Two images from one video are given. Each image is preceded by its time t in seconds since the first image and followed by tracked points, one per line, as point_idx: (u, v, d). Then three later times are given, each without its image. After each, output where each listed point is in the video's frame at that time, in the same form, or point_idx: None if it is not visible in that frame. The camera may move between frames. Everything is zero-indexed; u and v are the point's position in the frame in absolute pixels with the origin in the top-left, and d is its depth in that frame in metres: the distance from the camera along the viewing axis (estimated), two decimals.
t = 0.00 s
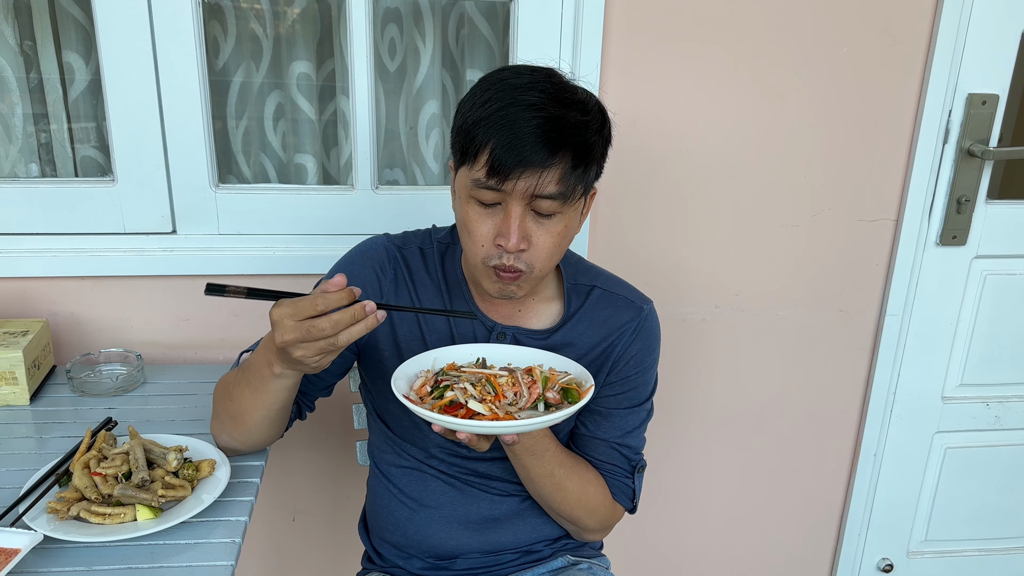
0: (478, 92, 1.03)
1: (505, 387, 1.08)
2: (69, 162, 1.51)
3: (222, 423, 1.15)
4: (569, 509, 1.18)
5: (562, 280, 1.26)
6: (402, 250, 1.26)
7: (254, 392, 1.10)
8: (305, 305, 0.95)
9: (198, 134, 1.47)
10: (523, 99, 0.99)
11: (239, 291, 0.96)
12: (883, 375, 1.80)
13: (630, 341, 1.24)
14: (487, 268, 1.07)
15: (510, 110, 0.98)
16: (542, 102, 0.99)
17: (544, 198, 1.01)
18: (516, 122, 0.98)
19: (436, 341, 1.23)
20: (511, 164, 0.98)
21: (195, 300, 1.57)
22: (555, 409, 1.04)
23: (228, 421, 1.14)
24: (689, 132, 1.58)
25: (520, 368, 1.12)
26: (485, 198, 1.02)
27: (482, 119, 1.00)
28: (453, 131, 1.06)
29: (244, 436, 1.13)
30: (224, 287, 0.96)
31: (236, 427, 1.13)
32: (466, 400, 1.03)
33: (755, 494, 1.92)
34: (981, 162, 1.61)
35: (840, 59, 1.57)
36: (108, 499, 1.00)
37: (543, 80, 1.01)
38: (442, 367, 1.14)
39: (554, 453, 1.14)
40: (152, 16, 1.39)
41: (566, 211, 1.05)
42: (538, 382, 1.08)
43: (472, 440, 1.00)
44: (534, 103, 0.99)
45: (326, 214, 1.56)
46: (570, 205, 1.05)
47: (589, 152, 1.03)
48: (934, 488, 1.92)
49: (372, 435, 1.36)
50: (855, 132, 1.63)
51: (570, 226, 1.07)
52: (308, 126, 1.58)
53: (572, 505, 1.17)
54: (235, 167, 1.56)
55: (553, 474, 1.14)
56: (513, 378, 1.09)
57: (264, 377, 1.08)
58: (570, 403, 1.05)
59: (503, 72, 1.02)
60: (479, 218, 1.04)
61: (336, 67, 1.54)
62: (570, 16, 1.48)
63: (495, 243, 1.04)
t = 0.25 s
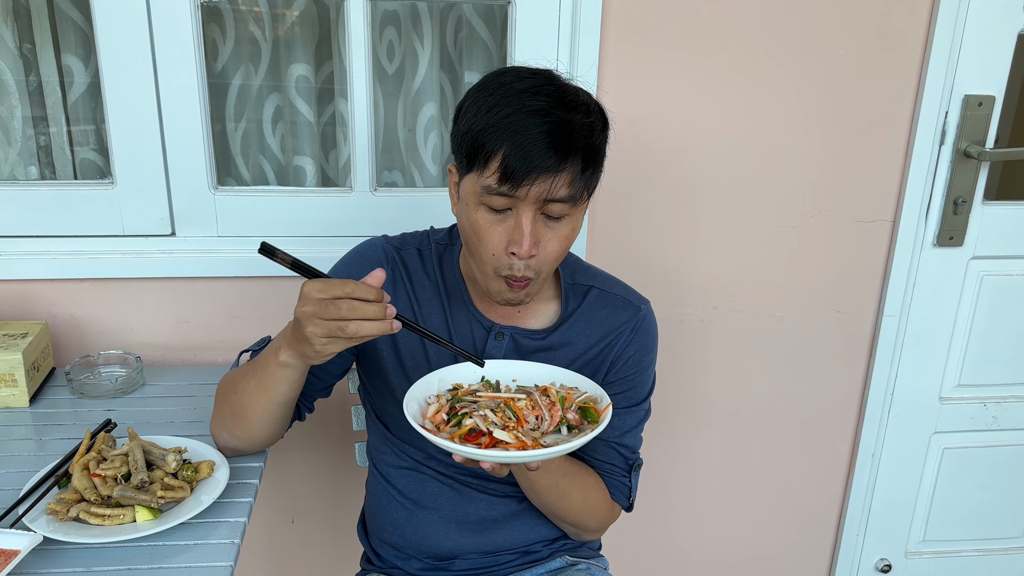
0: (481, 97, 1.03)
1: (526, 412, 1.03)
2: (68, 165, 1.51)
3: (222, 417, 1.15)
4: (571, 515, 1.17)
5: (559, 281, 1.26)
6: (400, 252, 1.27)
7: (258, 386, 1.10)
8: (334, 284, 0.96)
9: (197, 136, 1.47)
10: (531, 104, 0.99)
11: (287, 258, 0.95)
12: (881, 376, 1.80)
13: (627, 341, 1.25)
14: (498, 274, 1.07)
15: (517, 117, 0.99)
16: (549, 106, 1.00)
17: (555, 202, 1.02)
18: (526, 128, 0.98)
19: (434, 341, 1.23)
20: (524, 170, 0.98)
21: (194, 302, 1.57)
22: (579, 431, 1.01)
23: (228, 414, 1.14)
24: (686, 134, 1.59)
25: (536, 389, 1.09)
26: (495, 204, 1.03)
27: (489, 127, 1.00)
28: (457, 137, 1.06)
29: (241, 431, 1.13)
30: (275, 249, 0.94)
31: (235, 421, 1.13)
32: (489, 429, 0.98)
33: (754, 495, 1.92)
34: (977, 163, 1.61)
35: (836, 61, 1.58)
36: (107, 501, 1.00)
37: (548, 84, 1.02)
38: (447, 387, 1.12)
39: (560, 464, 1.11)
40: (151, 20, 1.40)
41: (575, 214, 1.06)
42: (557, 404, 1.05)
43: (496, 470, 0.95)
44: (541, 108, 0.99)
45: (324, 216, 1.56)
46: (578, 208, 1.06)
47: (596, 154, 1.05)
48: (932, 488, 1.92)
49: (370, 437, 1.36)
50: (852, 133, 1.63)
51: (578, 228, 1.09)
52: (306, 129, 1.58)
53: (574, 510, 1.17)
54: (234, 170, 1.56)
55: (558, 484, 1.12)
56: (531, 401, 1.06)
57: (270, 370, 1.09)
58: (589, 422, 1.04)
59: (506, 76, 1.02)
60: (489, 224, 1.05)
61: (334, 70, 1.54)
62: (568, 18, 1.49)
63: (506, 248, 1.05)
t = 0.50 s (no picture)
0: (484, 100, 1.04)
1: (537, 424, 1.03)
2: (66, 167, 1.52)
3: (226, 417, 1.15)
4: (571, 517, 1.18)
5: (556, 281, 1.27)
6: (398, 253, 1.28)
7: (267, 387, 1.11)
8: (362, 285, 0.98)
9: (195, 138, 1.48)
10: (535, 107, 1.00)
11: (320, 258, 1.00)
12: (877, 376, 1.81)
13: (625, 341, 1.25)
14: (502, 275, 1.08)
15: (521, 119, 0.99)
16: (553, 108, 1.01)
17: (559, 203, 1.03)
18: (531, 130, 0.99)
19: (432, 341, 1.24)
20: (529, 172, 0.99)
21: (193, 303, 1.58)
22: (590, 441, 1.01)
23: (234, 415, 1.14)
24: (683, 135, 1.59)
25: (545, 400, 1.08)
26: (500, 205, 1.03)
27: (493, 129, 1.01)
28: (460, 139, 1.06)
29: (246, 431, 1.14)
30: (309, 249, 1.00)
31: (241, 421, 1.14)
32: (501, 443, 0.98)
33: (751, 495, 1.93)
34: (972, 163, 1.62)
35: (832, 62, 1.59)
36: (105, 501, 1.01)
37: (550, 86, 1.03)
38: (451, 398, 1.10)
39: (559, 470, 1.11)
40: (149, 22, 1.40)
41: (578, 215, 1.07)
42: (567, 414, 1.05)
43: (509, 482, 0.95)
44: (544, 111, 1.00)
45: (322, 218, 1.57)
46: (581, 208, 1.06)
47: (598, 156, 1.05)
48: (929, 488, 1.93)
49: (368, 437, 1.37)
50: (847, 134, 1.64)
51: (580, 228, 1.09)
52: (304, 130, 1.59)
53: (572, 511, 1.17)
54: (232, 171, 1.57)
55: (558, 489, 1.13)
56: (542, 412, 1.05)
57: (281, 370, 1.09)
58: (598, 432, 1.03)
59: (509, 79, 1.03)
60: (494, 226, 1.05)
61: (331, 72, 1.55)
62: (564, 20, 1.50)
63: (511, 249, 1.05)
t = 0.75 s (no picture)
0: (482, 100, 1.04)
1: (526, 424, 1.03)
2: (65, 168, 1.52)
3: (231, 425, 1.15)
4: (566, 516, 1.18)
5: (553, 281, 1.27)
6: (396, 254, 1.28)
7: (277, 398, 1.11)
8: (381, 300, 0.99)
9: (194, 139, 1.48)
10: (533, 106, 1.01)
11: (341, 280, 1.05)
12: (875, 376, 1.81)
13: (621, 342, 1.26)
14: (503, 274, 1.08)
15: (519, 118, 1.00)
16: (551, 107, 1.01)
17: (560, 201, 1.03)
18: (530, 128, 0.99)
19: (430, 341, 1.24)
20: (530, 170, 0.99)
21: (192, 304, 1.58)
22: (580, 441, 1.01)
23: (239, 423, 1.14)
24: (680, 136, 1.60)
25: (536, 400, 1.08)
26: (501, 204, 1.03)
27: (492, 128, 1.01)
28: (458, 139, 1.06)
29: (252, 438, 1.14)
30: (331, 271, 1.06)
31: (247, 429, 1.13)
32: (490, 442, 0.98)
33: (750, 495, 1.93)
34: (969, 164, 1.63)
35: (829, 62, 1.59)
36: (105, 501, 1.01)
37: (547, 85, 1.03)
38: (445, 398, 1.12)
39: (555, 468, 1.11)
40: (147, 24, 1.41)
41: (578, 213, 1.07)
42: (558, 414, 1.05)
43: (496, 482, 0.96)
44: (542, 109, 1.00)
45: (321, 219, 1.57)
46: (581, 206, 1.07)
47: (597, 153, 1.06)
48: (927, 487, 1.93)
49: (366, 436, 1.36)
50: (845, 134, 1.64)
51: (580, 226, 1.10)
52: (303, 132, 1.59)
53: (568, 510, 1.17)
54: (231, 173, 1.57)
55: (553, 488, 1.13)
56: (532, 412, 1.05)
57: (294, 383, 1.09)
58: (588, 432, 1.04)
59: (506, 79, 1.04)
60: (495, 225, 1.05)
61: (330, 73, 1.55)
62: (562, 21, 1.50)
63: (512, 248, 1.05)
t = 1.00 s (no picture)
0: (476, 101, 1.05)
1: (514, 425, 1.04)
2: (65, 169, 1.53)
3: (230, 424, 1.15)
4: (563, 515, 1.18)
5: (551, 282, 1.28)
6: (395, 254, 1.28)
7: (278, 396, 1.11)
8: (391, 301, 0.99)
9: (192, 140, 1.48)
10: (527, 107, 1.01)
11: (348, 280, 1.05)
12: (873, 375, 1.82)
13: (619, 342, 1.26)
14: (498, 275, 1.08)
15: (513, 120, 1.00)
16: (545, 108, 1.01)
17: (554, 202, 1.03)
18: (523, 130, 0.99)
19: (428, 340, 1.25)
20: (523, 172, 0.99)
21: (191, 304, 1.58)
22: (568, 443, 1.02)
23: (239, 422, 1.14)
24: (678, 136, 1.60)
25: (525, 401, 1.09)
26: (495, 205, 1.04)
27: (486, 130, 1.01)
28: (453, 140, 1.07)
29: (251, 437, 1.14)
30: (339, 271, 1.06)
31: (246, 427, 1.14)
32: (478, 443, 0.99)
33: (748, 494, 1.94)
34: (966, 163, 1.63)
35: (826, 62, 1.59)
36: (104, 501, 1.01)
37: (541, 86, 1.04)
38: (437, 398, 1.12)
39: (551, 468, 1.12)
40: (146, 25, 1.41)
41: (572, 214, 1.07)
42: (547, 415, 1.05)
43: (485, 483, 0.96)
44: (535, 111, 1.01)
45: (320, 219, 1.58)
46: (576, 207, 1.07)
47: (591, 155, 1.06)
48: (925, 487, 1.93)
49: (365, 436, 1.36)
50: (842, 134, 1.65)
51: (575, 228, 1.10)
52: (301, 132, 1.59)
53: (566, 510, 1.17)
54: (230, 173, 1.57)
55: (550, 488, 1.13)
56: (521, 413, 1.06)
57: (294, 381, 1.09)
58: (578, 435, 1.03)
59: (500, 80, 1.04)
60: (489, 226, 1.06)
61: (328, 74, 1.55)
62: (560, 22, 1.50)
63: (506, 249, 1.05)
